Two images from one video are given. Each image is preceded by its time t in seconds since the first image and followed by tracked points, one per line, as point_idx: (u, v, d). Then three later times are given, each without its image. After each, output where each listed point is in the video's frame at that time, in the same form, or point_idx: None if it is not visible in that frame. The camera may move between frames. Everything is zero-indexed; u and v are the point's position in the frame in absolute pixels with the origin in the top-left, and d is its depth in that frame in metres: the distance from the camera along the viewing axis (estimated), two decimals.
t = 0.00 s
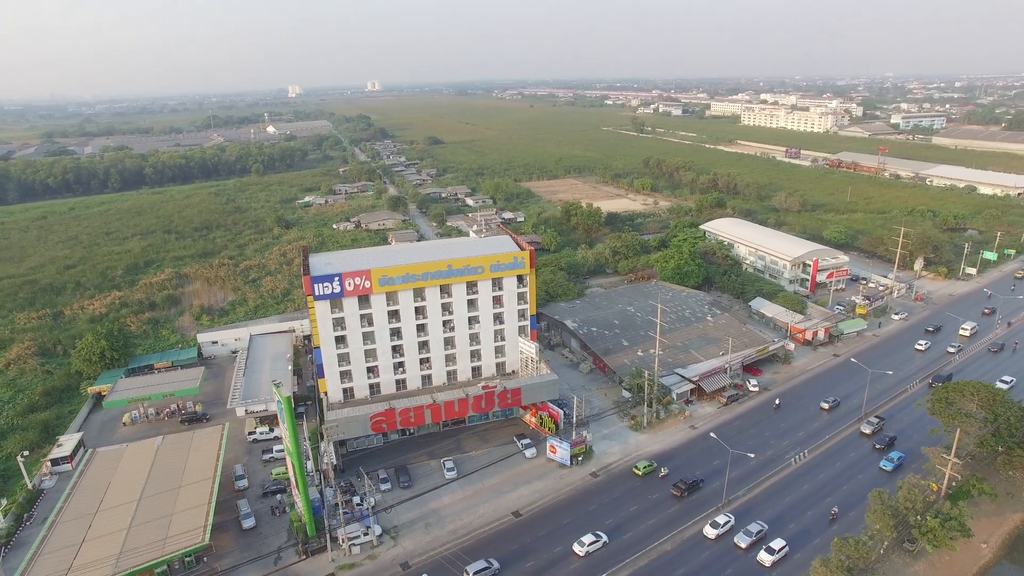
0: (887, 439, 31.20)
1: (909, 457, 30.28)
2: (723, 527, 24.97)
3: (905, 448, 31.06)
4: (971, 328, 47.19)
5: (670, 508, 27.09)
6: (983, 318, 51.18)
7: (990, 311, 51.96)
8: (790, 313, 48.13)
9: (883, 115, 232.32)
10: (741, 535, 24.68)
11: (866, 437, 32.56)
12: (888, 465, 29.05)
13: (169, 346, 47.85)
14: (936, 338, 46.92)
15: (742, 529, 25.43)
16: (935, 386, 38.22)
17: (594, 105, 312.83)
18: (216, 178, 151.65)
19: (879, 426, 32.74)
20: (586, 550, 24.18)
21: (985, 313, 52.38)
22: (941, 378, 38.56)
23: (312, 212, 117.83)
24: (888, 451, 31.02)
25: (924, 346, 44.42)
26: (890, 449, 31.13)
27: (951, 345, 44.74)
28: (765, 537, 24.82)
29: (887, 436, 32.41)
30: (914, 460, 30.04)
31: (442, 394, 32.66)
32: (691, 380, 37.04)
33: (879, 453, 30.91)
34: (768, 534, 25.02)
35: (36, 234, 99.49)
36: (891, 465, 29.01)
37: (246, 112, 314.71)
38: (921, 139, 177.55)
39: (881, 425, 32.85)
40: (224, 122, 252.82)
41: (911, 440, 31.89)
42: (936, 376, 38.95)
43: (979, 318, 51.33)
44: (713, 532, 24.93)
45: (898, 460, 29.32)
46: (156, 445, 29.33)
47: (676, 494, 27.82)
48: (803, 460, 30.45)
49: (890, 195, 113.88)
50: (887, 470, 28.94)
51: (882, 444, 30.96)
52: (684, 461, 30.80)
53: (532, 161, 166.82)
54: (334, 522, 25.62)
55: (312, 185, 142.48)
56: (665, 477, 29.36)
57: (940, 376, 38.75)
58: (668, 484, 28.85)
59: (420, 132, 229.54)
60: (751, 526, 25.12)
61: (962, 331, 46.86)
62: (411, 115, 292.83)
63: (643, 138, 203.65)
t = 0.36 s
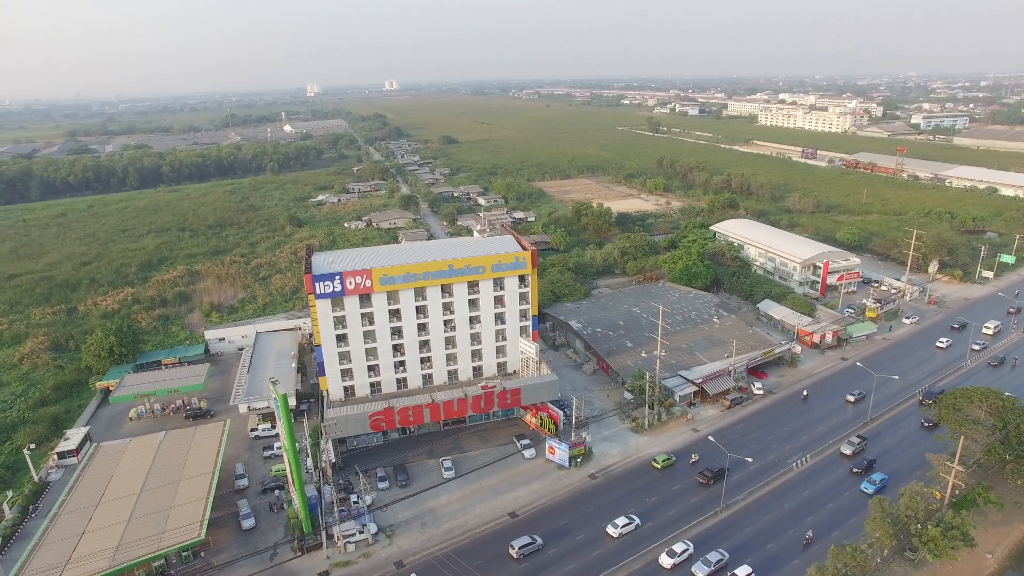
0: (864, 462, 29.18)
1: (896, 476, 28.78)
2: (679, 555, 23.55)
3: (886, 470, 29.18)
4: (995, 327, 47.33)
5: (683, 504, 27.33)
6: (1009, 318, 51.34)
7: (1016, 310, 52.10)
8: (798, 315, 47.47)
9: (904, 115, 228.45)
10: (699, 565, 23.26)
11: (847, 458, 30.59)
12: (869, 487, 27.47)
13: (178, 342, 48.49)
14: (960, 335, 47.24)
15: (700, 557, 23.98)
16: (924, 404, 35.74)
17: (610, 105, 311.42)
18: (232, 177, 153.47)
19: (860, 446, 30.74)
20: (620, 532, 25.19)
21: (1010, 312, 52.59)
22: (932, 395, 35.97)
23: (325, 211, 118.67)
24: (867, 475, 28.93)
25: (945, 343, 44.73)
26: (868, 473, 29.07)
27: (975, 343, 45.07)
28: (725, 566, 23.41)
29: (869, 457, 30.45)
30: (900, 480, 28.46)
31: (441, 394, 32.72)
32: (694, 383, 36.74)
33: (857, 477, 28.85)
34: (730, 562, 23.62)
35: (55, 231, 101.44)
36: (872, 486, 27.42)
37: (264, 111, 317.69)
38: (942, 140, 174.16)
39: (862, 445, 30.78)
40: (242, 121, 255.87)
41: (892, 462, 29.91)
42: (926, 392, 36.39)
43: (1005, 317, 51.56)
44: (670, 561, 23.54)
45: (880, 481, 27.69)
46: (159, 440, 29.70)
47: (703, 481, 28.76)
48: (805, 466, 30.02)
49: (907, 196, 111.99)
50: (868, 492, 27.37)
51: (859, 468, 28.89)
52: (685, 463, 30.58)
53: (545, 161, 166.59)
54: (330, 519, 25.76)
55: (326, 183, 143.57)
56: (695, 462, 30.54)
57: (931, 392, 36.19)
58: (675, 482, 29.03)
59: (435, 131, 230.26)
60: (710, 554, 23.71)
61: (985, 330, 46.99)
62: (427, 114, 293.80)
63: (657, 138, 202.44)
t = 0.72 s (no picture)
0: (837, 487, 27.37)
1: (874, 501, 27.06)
2: None
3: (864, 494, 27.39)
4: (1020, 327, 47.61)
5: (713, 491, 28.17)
6: None
7: None
8: (805, 318, 46.82)
9: (925, 115, 224.46)
10: None
11: (823, 481, 28.79)
12: (846, 511, 25.89)
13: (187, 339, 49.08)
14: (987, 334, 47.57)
15: None
16: (912, 423, 33.59)
17: (625, 104, 309.81)
18: (248, 175, 155.05)
19: (837, 469, 28.89)
20: (654, 516, 26.18)
21: None
22: (919, 413, 33.77)
23: (337, 210, 119.35)
24: (839, 501, 27.13)
25: (968, 341, 44.93)
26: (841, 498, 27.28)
27: (1000, 342, 45.34)
28: None
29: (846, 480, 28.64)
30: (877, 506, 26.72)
31: (441, 394, 32.74)
32: (698, 385, 36.40)
33: (828, 503, 27.03)
34: None
35: (72, 228, 103.14)
36: (849, 511, 25.85)
37: (282, 110, 320.48)
38: (963, 141, 170.94)
39: (838, 468, 28.96)
40: (260, 120, 258.44)
41: (869, 487, 28.05)
42: (914, 410, 34.27)
43: None
44: None
45: (858, 505, 26.09)
46: (163, 435, 30.10)
47: (730, 470, 29.65)
48: (806, 472, 29.60)
49: (925, 198, 109.96)
50: (845, 517, 25.80)
51: (830, 494, 27.06)
52: (686, 466, 30.34)
53: (558, 161, 166.09)
54: (326, 517, 25.89)
55: (339, 182, 144.45)
56: (726, 449, 31.85)
57: (918, 411, 33.97)
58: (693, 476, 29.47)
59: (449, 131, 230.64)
60: None
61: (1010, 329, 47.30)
62: (443, 113, 294.27)
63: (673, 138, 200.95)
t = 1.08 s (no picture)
0: (804, 513, 25.78)
1: (846, 527, 25.57)
2: None
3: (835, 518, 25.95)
4: None
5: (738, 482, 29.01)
6: None
7: None
8: (814, 322, 46.11)
9: (947, 115, 220.25)
10: None
11: (791, 506, 27.16)
12: (816, 537, 24.50)
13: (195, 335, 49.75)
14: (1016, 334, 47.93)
15: None
16: (894, 443, 31.66)
17: (642, 104, 307.99)
18: (264, 174, 156.71)
19: (806, 493, 27.27)
20: (686, 503, 26.97)
21: None
22: (902, 432, 31.79)
23: (349, 208, 120.11)
24: (805, 528, 25.53)
25: (992, 340, 45.47)
26: (807, 525, 25.71)
27: None
28: None
29: (814, 506, 27.03)
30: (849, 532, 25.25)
31: (441, 393, 32.77)
32: (701, 389, 36.08)
33: (793, 531, 25.39)
34: None
35: (90, 225, 104.92)
36: (820, 537, 24.45)
37: (300, 109, 323.14)
38: (985, 142, 167.61)
39: (809, 492, 27.29)
40: (278, 119, 260.99)
41: (840, 513, 26.51)
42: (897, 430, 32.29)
43: None
44: None
45: (830, 531, 24.69)
46: (166, 430, 30.59)
47: (757, 461, 30.48)
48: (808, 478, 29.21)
49: (945, 200, 107.87)
50: (815, 543, 24.41)
51: (796, 521, 25.39)
52: (684, 471, 30.08)
53: (572, 160, 165.65)
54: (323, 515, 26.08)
55: (353, 181, 145.36)
56: (756, 438, 32.85)
57: (901, 430, 31.95)
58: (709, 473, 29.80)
59: (464, 130, 230.96)
60: None
61: None
62: (460, 112, 294.86)
63: (688, 138, 199.53)
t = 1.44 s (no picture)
0: (762, 541, 24.30)
1: (811, 553, 24.19)
2: None
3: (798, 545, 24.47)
4: None
5: (764, 475, 29.63)
6: None
7: None
8: (822, 325, 45.50)
9: (970, 115, 216.00)
10: None
11: (753, 531, 25.68)
12: (781, 564, 23.23)
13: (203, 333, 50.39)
14: None
15: None
16: (871, 465, 29.96)
17: (658, 104, 306.03)
18: (279, 172, 158.17)
19: (770, 518, 25.76)
20: (718, 492, 27.80)
21: None
22: (879, 453, 30.12)
23: (361, 207, 120.80)
24: (765, 557, 24.08)
25: (1017, 339, 46.00)
26: (767, 553, 24.26)
27: None
28: None
29: (775, 533, 25.47)
30: (814, 559, 23.89)
31: (441, 393, 32.85)
32: (704, 391, 35.83)
33: (749, 560, 23.89)
34: None
35: (107, 223, 106.57)
36: (784, 564, 23.20)
37: (316, 108, 325.35)
38: (1008, 142, 164.23)
39: (773, 517, 25.83)
40: (294, 119, 263.24)
41: (808, 538, 25.08)
42: (874, 450, 30.56)
43: None
44: None
45: (795, 557, 23.42)
46: (170, 426, 30.99)
47: (784, 453, 31.15)
48: (809, 484, 28.85)
49: (964, 201, 105.87)
50: (779, 570, 23.16)
51: (752, 550, 23.95)
52: (684, 474, 29.86)
53: (585, 160, 165.17)
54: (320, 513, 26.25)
55: (366, 180, 146.20)
56: (785, 429, 33.87)
57: (878, 450, 30.27)
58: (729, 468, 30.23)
59: (478, 129, 231.23)
60: None
61: None
62: (475, 112, 295.36)
63: (704, 138, 197.96)
